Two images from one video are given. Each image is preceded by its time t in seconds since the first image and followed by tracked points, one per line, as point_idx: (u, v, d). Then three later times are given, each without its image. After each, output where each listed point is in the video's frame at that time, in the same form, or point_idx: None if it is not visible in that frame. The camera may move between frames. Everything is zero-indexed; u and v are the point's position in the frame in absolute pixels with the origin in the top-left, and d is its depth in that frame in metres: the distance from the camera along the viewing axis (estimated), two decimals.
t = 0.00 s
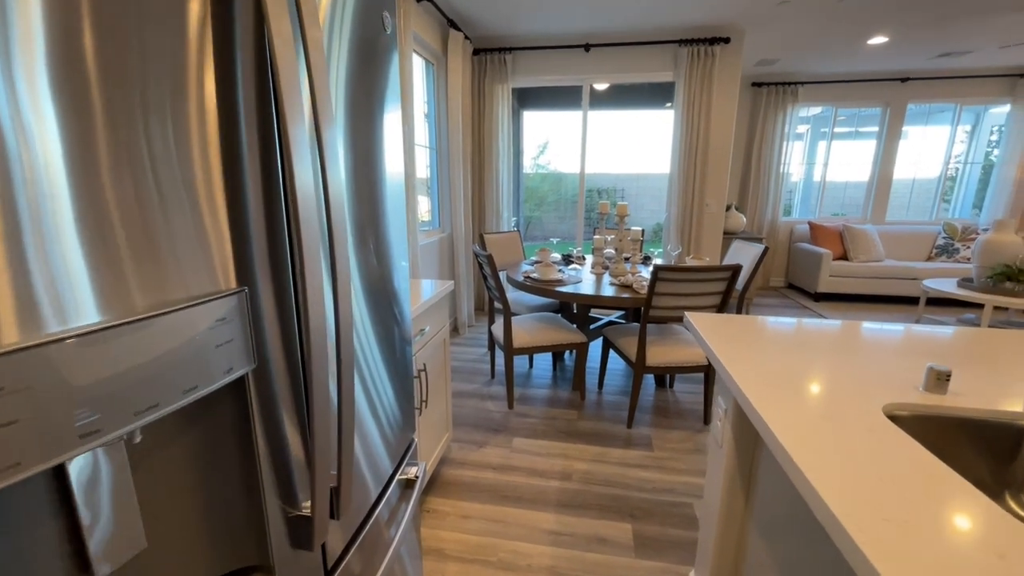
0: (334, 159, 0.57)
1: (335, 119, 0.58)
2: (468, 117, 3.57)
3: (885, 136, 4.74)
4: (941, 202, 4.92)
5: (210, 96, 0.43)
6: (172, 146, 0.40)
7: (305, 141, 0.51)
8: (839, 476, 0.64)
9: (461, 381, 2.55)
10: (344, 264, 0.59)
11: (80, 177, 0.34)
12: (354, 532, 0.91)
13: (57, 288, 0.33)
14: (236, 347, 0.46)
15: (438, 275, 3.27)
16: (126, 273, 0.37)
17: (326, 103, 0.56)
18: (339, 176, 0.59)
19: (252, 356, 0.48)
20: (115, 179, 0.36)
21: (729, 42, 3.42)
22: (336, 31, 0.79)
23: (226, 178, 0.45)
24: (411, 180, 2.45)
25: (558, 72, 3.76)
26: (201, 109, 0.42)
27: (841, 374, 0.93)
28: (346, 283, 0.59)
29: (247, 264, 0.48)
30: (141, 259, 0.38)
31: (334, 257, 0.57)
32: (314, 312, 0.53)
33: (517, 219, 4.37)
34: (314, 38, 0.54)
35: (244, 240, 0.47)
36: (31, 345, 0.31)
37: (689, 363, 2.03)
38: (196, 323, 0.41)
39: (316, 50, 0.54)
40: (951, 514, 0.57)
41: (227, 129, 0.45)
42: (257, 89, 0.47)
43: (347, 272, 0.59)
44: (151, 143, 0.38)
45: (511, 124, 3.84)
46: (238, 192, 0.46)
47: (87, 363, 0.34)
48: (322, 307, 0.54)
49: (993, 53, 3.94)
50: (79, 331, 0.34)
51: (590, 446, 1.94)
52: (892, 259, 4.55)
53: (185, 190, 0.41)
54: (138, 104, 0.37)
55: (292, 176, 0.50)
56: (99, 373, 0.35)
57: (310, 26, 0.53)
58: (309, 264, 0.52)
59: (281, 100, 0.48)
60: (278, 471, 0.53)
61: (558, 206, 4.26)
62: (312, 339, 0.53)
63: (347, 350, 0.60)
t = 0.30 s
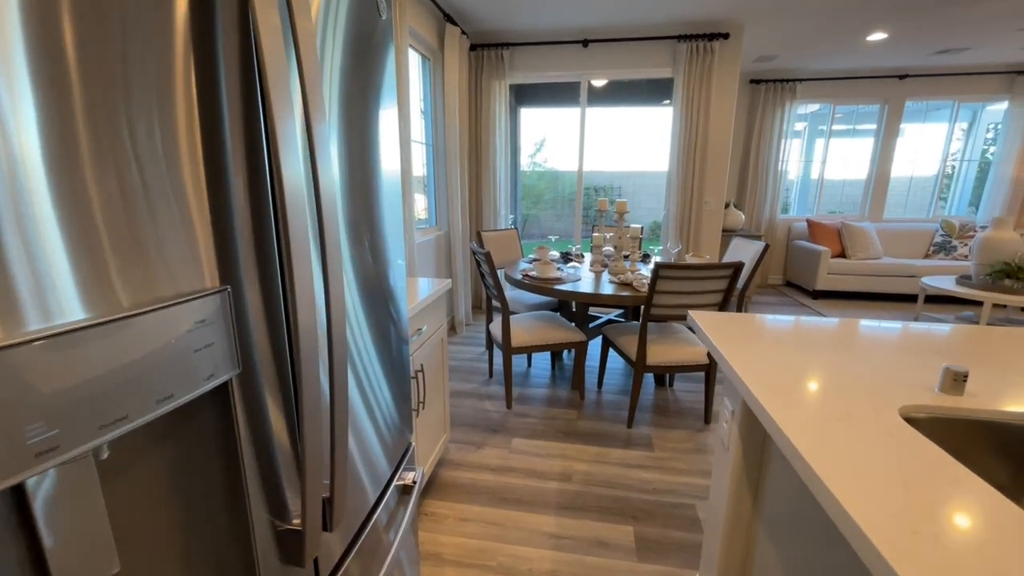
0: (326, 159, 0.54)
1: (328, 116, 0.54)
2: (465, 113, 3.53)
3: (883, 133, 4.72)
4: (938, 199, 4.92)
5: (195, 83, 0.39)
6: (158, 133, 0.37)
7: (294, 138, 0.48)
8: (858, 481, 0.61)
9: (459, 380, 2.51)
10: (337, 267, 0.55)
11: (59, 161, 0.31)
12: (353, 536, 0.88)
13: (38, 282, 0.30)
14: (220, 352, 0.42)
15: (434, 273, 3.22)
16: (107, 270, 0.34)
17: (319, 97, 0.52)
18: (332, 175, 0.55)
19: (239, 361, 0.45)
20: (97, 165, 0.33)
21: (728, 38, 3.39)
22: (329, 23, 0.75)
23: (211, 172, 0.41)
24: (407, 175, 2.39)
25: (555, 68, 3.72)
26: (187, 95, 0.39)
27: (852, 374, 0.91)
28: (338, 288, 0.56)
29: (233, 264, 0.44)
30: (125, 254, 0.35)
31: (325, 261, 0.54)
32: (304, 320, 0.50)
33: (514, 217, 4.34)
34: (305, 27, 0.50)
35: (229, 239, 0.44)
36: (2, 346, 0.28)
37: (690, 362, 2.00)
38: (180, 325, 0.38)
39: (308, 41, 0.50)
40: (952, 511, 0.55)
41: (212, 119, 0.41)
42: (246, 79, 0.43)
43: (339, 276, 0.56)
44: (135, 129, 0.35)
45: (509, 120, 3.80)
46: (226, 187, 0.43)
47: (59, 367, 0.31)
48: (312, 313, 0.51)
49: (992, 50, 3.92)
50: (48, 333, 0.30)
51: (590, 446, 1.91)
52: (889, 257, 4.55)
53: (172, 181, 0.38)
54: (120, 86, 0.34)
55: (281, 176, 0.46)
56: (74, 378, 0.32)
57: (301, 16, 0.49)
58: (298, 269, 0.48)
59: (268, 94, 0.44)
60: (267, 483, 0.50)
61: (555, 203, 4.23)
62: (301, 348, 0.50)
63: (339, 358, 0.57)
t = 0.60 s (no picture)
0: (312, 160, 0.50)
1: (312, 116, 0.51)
2: (462, 110, 3.49)
3: (882, 131, 4.70)
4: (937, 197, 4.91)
5: (169, 78, 0.36)
6: (140, 132, 0.35)
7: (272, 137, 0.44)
8: (867, 490, 0.57)
9: (456, 382, 2.48)
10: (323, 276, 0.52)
11: (33, 158, 0.29)
12: (349, 542, 0.86)
13: (17, 289, 0.28)
14: (185, 370, 0.39)
15: (431, 272, 3.19)
16: (86, 278, 0.32)
17: (299, 97, 0.48)
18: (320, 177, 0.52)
19: (213, 376, 0.42)
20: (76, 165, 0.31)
21: (728, 34, 3.36)
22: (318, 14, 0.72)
23: (182, 175, 0.38)
24: (403, 173, 2.35)
25: (553, 65, 3.68)
26: (163, 89, 0.36)
27: (861, 380, 0.87)
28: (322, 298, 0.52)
29: (209, 273, 0.41)
30: (105, 259, 0.33)
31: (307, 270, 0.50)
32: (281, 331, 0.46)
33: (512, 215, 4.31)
34: (283, 18, 0.46)
35: (206, 245, 0.41)
36: None
37: (690, 363, 1.98)
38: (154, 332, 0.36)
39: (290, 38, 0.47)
40: (957, 512, 0.53)
41: (184, 117, 0.38)
42: (224, 76, 0.40)
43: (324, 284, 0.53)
44: (115, 129, 0.33)
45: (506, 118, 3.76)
46: (202, 189, 0.40)
47: (22, 380, 0.29)
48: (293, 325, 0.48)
49: (993, 47, 3.90)
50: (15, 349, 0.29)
51: (590, 449, 1.88)
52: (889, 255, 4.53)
53: (153, 184, 0.36)
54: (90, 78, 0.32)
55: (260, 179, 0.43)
56: (38, 391, 0.30)
57: (278, 11, 0.45)
58: (277, 277, 0.45)
59: (242, 91, 0.41)
60: (244, 504, 0.47)
61: (553, 201, 4.19)
62: (279, 364, 0.46)
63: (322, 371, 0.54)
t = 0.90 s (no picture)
0: (255, 159, 0.46)
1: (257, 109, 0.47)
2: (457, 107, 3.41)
3: (884, 129, 4.64)
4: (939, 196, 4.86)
5: (78, 74, 0.32)
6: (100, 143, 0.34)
7: (204, 137, 0.40)
8: (867, 490, 0.58)
9: (451, 386, 2.42)
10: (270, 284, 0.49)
11: None
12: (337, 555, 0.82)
13: None
14: (110, 405, 0.35)
15: (426, 273, 3.12)
16: (41, 290, 0.31)
17: (238, 92, 0.44)
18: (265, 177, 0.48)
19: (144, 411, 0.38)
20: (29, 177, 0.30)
21: (729, 30, 3.29)
22: None
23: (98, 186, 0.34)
24: (395, 172, 2.27)
25: (550, 61, 3.61)
26: (79, 89, 0.32)
27: (871, 385, 0.85)
28: (268, 309, 0.49)
29: (133, 298, 0.37)
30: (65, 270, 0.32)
31: (248, 281, 0.46)
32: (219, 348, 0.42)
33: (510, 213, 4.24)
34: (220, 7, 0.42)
35: (129, 263, 0.36)
36: None
37: (690, 368, 1.92)
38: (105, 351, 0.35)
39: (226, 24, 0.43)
40: (964, 517, 0.53)
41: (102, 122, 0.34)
42: (148, 69, 0.36)
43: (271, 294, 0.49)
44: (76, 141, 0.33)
45: (503, 115, 3.69)
46: (128, 200, 0.36)
47: None
48: (231, 346, 0.44)
49: (997, 43, 3.85)
50: None
51: (587, 457, 1.83)
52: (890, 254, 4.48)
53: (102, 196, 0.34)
54: (22, 86, 0.30)
55: (190, 184, 0.39)
56: None
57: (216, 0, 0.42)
58: (210, 292, 0.41)
59: (165, 90, 0.37)
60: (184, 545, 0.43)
61: (551, 199, 4.12)
62: (217, 387, 0.43)
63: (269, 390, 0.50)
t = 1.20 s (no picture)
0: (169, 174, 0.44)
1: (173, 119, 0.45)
2: (450, 105, 3.30)
3: (886, 128, 4.55)
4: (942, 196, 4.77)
5: None
6: None
7: (55, 153, 0.35)
8: (864, 502, 0.56)
9: (440, 397, 2.32)
10: (192, 302, 0.47)
11: None
12: None
13: None
14: None
15: (417, 277, 3.01)
16: None
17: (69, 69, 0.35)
18: (186, 190, 0.46)
19: None
20: None
21: (730, 25, 3.18)
22: None
23: None
24: (380, 172, 2.15)
25: (545, 58, 3.50)
26: None
27: (879, 399, 0.82)
28: (189, 329, 0.47)
29: None
30: None
31: (166, 302, 0.44)
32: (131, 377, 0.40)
33: (505, 214, 4.14)
34: None
35: None
36: None
37: (691, 381, 1.81)
38: (6, 395, 0.33)
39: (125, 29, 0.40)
40: (974, 532, 0.51)
41: None
42: None
43: (193, 312, 0.48)
44: None
45: (497, 113, 3.58)
46: None
47: None
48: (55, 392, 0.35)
49: (1004, 40, 3.75)
50: None
51: (581, 475, 1.72)
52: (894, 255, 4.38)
53: None
54: None
55: (48, 206, 0.35)
56: None
57: None
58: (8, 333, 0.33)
59: None
60: None
61: (548, 199, 4.01)
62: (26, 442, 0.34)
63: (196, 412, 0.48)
